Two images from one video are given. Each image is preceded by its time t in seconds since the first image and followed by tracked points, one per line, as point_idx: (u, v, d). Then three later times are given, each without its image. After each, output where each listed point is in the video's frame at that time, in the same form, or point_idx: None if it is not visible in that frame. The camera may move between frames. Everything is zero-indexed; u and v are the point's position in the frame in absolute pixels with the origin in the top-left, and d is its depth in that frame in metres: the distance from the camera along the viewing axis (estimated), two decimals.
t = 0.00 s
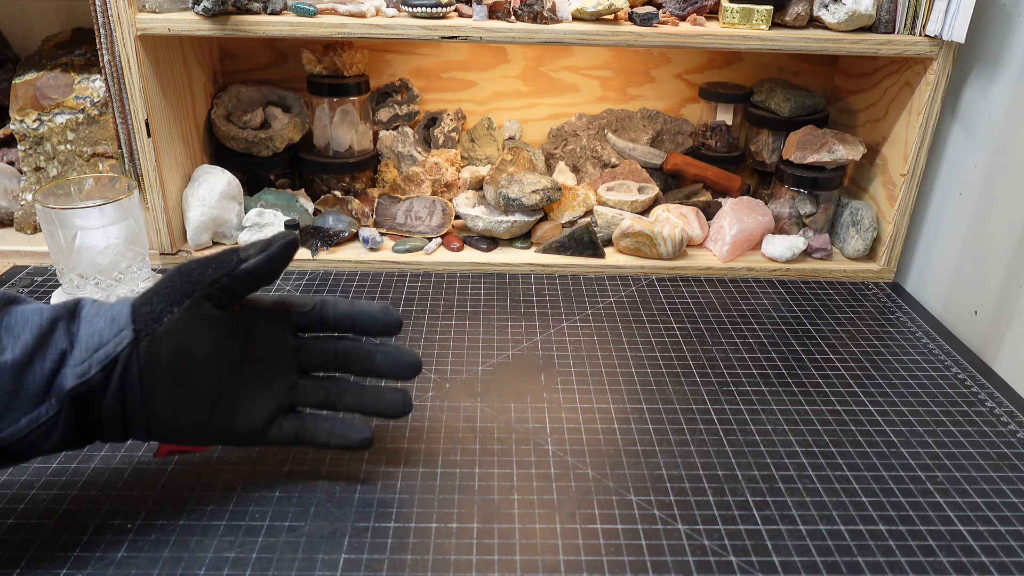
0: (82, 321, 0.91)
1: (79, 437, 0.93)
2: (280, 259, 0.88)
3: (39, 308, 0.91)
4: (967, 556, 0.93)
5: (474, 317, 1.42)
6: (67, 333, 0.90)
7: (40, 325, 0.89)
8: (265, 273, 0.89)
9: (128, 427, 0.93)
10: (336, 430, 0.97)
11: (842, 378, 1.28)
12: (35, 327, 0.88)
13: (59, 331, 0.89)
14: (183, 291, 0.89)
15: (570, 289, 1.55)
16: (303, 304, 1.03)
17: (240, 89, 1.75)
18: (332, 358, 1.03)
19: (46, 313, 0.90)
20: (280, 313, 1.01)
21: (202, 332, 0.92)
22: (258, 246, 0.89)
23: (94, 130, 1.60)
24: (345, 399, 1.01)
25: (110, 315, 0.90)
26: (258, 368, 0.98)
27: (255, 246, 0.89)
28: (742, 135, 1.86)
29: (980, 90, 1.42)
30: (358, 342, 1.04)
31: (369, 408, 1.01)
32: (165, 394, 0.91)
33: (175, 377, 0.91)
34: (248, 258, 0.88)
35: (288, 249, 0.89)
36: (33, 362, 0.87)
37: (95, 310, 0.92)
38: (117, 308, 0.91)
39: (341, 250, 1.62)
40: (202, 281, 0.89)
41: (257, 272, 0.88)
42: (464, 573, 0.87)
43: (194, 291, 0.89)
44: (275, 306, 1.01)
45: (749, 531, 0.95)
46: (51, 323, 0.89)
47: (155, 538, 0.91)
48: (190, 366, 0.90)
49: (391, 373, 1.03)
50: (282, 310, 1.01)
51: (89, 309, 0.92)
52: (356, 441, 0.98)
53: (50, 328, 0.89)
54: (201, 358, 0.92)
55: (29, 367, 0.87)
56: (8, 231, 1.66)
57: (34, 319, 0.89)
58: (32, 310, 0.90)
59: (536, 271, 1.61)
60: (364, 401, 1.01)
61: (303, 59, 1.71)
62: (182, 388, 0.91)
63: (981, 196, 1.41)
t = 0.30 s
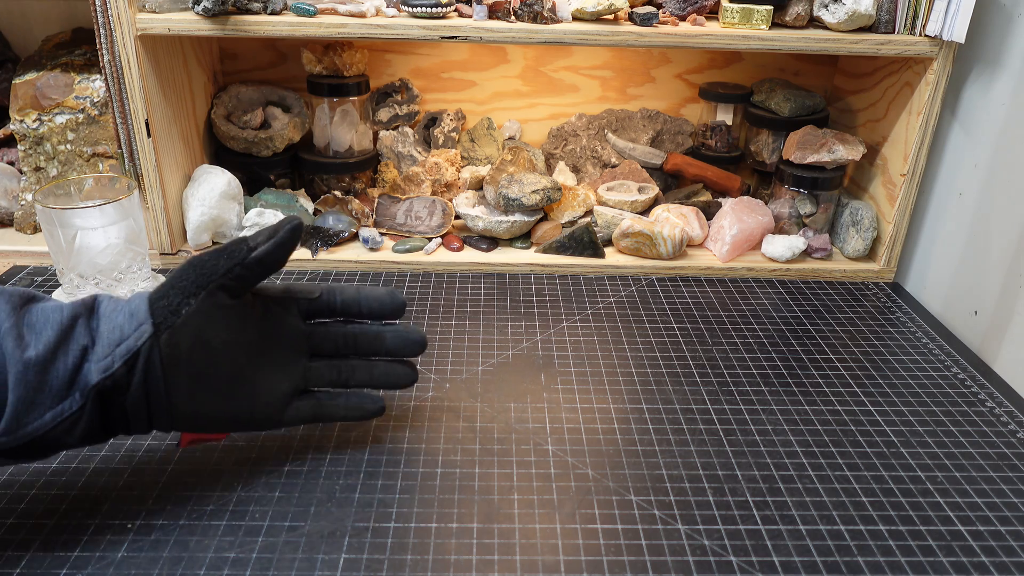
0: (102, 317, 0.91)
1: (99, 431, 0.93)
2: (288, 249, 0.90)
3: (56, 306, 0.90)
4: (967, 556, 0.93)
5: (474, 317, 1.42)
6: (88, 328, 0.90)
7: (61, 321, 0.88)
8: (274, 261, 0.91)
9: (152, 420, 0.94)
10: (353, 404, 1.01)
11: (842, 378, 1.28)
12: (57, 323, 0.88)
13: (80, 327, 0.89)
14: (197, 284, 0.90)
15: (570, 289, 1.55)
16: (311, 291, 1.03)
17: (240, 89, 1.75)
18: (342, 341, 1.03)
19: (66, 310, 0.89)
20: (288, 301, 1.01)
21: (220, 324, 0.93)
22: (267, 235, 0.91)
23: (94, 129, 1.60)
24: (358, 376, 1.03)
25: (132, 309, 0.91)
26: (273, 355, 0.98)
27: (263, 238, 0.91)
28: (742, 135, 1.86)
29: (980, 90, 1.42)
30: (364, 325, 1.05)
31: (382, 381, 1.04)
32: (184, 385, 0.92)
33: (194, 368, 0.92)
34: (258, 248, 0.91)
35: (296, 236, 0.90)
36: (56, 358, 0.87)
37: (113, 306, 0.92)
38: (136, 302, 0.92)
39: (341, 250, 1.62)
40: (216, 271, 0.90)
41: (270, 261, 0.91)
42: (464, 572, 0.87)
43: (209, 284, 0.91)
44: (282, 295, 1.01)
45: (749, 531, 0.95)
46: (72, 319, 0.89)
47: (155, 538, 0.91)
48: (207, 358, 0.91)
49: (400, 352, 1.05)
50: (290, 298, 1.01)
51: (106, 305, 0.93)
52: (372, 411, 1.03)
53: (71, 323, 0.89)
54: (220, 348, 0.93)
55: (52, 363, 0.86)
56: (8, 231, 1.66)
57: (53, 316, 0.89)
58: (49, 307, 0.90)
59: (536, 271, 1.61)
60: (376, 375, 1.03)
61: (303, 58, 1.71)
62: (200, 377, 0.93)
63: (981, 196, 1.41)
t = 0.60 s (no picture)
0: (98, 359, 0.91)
1: (95, 469, 0.93)
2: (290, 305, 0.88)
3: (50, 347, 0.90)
4: (967, 556, 0.93)
5: (474, 317, 1.42)
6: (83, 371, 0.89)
7: (57, 366, 0.88)
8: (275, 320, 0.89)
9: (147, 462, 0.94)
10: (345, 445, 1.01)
11: (842, 378, 1.28)
12: (51, 367, 0.88)
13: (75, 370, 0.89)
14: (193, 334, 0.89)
15: (570, 289, 1.55)
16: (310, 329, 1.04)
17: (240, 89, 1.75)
18: (336, 381, 1.03)
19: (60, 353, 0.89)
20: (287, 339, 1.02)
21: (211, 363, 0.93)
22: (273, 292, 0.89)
23: (94, 130, 1.60)
24: (349, 417, 1.03)
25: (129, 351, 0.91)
26: (267, 400, 0.99)
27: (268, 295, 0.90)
28: (742, 135, 1.86)
29: (980, 90, 1.42)
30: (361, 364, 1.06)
31: (375, 423, 1.03)
32: (180, 431, 0.93)
33: (191, 415, 0.93)
34: (259, 301, 0.90)
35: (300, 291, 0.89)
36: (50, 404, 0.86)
37: (110, 347, 0.92)
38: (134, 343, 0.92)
39: (341, 250, 1.62)
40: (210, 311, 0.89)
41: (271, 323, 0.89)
42: (464, 573, 0.87)
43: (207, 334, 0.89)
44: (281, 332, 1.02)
45: (749, 531, 0.95)
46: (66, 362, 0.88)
47: (155, 538, 0.91)
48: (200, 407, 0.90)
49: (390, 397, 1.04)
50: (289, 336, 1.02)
51: (102, 344, 0.92)
52: (364, 452, 1.02)
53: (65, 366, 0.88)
54: (209, 392, 0.93)
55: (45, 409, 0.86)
56: (8, 231, 1.66)
57: (47, 359, 0.88)
58: (44, 349, 0.89)
59: (536, 271, 1.61)
60: (368, 417, 1.03)
61: (303, 59, 1.71)
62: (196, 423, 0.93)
63: (981, 196, 1.41)
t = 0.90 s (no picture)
0: (94, 449, 0.85)
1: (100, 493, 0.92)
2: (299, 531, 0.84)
3: (42, 420, 0.83)
4: (967, 556, 0.93)
5: (474, 317, 1.42)
6: (74, 456, 0.85)
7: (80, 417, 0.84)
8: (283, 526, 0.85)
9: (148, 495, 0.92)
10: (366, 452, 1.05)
11: (842, 378, 1.28)
12: (42, 447, 0.83)
13: (66, 456, 0.84)
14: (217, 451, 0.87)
15: (570, 289, 1.55)
16: (335, 401, 0.99)
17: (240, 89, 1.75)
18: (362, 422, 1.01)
19: (53, 434, 0.83)
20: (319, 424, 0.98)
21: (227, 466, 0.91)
22: (290, 493, 0.86)
23: (94, 130, 1.60)
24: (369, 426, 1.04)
25: (125, 458, 0.85)
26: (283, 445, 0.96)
27: (291, 480, 0.87)
28: (742, 135, 1.86)
29: (980, 89, 1.42)
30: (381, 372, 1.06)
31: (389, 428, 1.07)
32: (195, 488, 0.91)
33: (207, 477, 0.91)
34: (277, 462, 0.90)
35: (320, 514, 0.85)
36: (38, 472, 0.85)
37: (109, 439, 0.85)
38: (136, 453, 0.85)
39: (341, 250, 1.62)
40: (234, 478, 0.86)
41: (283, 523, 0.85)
42: (464, 573, 0.87)
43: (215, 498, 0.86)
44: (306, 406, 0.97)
45: (749, 531, 0.95)
46: (57, 448, 0.83)
47: (155, 539, 0.91)
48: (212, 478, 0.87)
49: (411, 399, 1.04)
50: (321, 419, 0.98)
51: (101, 428, 0.84)
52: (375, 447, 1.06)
53: (57, 451, 0.84)
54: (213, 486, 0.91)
55: (32, 476, 0.85)
56: (8, 231, 1.66)
57: (38, 437, 0.83)
58: (34, 422, 0.83)
59: (536, 271, 1.61)
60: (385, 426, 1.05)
61: (303, 59, 1.71)
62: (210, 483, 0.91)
63: (981, 196, 1.41)
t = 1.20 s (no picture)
0: (126, 491, 0.84)
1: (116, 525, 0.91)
2: (320, 565, 0.86)
3: (79, 461, 0.82)
4: (967, 556, 0.93)
5: (475, 317, 1.42)
6: (105, 495, 0.84)
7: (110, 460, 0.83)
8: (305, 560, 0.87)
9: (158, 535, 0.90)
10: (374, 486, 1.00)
11: (842, 379, 1.28)
12: (75, 485, 0.83)
13: (97, 495, 0.84)
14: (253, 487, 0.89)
15: (570, 289, 1.55)
16: (360, 460, 0.98)
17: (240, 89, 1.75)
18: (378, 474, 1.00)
19: (89, 475, 0.83)
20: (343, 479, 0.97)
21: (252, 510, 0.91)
22: (313, 529, 0.87)
23: (94, 130, 1.60)
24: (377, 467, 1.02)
25: (157, 501, 0.85)
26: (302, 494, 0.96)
27: (315, 515, 0.89)
28: (742, 135, 1.86)
29: (980, 90, 1.42)
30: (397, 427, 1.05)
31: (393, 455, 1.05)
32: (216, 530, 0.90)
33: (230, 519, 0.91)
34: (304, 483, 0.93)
35: (342, 547, 0.87)
36: (67, 507, 0.84)
37: (142, 483, 0.84)
38: (168, 498, 0.85)
39: (341, 250, 1.62)
40: (262, 519, 0.87)
41: (305, 557, 0.87)
42: (464, 573, 0.87)
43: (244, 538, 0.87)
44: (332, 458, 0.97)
45: (749, 531, 0.95)
46: (91, 487, 0.83)
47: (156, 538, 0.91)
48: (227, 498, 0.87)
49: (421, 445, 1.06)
50: (344, 476, 0.97)
51: (135, 472, 0.84)
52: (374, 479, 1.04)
53: (89, 490, 0.83)
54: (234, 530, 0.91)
55: (60, 510, 0.85)
56: (8, 231, 1.66)
57: (72, 477, 0.82)
58: (70, 462, 0.82)
59: (536, 271, 1.61)
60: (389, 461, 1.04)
61: (303, 59, 1.71)
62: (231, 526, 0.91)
63: (981, 196, 1.41)
